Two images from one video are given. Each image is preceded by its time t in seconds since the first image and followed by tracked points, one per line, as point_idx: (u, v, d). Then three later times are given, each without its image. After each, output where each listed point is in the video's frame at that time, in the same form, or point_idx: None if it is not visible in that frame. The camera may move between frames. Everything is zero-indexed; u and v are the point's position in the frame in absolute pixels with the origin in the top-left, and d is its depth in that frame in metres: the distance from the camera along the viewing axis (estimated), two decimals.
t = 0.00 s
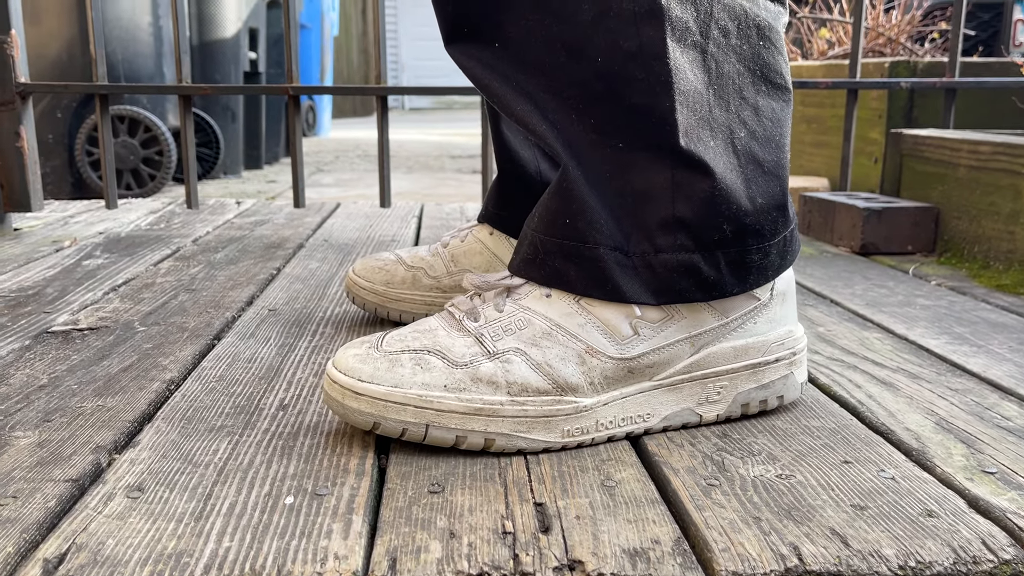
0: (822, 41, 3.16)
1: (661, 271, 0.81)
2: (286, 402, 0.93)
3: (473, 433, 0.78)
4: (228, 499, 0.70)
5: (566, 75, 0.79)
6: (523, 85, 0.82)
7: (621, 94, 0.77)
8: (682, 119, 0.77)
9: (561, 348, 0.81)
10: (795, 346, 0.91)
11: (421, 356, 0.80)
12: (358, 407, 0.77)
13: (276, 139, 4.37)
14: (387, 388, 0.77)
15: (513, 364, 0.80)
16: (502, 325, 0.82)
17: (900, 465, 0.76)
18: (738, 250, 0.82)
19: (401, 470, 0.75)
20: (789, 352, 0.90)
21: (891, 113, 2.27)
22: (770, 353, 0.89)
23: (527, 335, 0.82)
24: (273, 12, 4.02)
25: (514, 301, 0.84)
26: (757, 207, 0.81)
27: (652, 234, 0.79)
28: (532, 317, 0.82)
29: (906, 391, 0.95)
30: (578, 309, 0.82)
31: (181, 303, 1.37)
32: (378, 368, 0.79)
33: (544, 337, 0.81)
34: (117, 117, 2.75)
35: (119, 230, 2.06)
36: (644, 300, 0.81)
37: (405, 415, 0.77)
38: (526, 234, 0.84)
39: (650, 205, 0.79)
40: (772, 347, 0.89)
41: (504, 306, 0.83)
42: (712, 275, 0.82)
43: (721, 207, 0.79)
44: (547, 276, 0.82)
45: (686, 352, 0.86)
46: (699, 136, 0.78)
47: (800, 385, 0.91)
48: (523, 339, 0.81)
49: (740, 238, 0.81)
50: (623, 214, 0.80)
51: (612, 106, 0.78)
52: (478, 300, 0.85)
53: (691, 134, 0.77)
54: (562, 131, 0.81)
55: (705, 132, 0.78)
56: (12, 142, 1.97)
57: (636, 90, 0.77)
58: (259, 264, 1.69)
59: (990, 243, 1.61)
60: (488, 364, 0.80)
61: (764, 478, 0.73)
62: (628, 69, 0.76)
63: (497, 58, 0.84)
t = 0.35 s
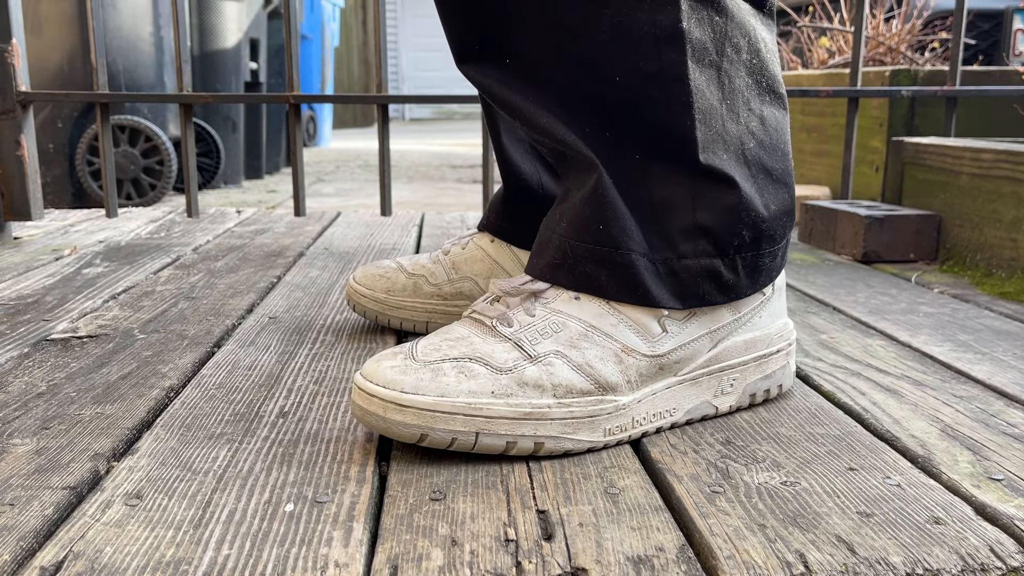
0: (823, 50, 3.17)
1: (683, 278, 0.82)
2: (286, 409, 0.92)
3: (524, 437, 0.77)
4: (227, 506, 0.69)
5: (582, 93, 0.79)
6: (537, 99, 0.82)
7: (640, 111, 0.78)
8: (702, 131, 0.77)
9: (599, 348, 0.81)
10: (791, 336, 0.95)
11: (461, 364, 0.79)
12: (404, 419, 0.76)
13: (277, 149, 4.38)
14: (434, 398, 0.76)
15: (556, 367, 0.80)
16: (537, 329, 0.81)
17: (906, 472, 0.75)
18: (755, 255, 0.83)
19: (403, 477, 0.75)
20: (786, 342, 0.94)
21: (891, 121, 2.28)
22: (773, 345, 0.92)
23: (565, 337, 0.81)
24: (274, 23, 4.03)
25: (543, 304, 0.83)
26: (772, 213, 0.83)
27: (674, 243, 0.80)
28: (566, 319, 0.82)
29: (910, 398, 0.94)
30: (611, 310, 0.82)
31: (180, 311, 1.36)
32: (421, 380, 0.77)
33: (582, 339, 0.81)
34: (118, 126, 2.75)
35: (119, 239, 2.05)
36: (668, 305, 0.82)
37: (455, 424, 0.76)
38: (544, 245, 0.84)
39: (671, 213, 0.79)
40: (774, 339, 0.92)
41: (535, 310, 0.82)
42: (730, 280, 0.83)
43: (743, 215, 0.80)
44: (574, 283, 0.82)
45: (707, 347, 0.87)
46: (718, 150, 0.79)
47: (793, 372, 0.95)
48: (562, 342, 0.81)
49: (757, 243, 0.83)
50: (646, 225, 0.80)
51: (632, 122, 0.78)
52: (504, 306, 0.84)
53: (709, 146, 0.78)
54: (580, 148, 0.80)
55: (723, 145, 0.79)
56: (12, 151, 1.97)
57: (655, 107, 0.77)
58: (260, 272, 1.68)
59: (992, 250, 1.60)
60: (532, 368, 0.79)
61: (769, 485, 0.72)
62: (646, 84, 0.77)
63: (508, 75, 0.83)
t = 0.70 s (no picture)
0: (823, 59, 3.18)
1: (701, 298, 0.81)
2: (285, 419, 0.91)
3: (524, 451, 0.77)
4: (225, 518, 0.69)
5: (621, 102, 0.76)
6: (568, 104, 0.78)
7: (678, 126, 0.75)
8: (739, 151, 0.76)
9: (602, 361, 0.81)
10: (796, 348, 0.94)
11: (462, 376, 0.79)
12: (404, 433, 0.75)
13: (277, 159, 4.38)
14: (434, 412, 0.75)
15: (558, 380, 0.79)
16: (540, 341, 0.81)
17: (910, 482, 0.74)
18: (773, 274, 0.83)
19: (402, 488, 0.74)
20: (791, 355, 0.93)
21: (892, 130, 2.27)
22: (778, 357, 0.91)
23: (567, 350, 0.81)
24: (274, 33, 4.04)
25: (546, 317, 0.82)
26: (792, 233, 0.82)
27: (699, 262, 0.79)
28: (569, 332, 0.81)
29: (913, 407, 0.94)
30: (615, 323, 0.81)
31: (179, 321, 1.36)
32: (421, 393, 0.77)
33: (584, 351, 0.81)
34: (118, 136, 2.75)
35: (119, 248, 2.05)
36: (686, 324, 0.82)
37: (455, 438, 0.75)
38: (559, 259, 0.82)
39: (698, 231, 0.78)
40: (777, 352, 0.92)
41: (538, 323, 0.82)
42: (748, 299, 0.83)
43: (767, 237, 0.79)
44: (591, 303, 0.81)
45: (711, 359, 0.86)
46: (750, 170, 0.78)
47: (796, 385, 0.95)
48: (564, 355, 0.81)
49: (777, 263, 0.82)
50: (671, 243, 0.78)
51: (668, 137, 0.76)
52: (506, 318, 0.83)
53: (743, 164, 0.77)
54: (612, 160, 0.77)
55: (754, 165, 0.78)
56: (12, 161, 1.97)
57: (695, 122, 0.75)
58: (259, 282, 1.68)
59: (994, 258, 1.60)
60: (534, 381, 0.79)
61: (771, 495, 0.72)
62: (691, 99, 0.74)
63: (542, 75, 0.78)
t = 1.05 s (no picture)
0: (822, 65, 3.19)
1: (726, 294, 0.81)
2: (286, 426, 0.91)
3: (533, 453, 0.77)
4: (225, 525, 0.68)
5: (647, 98, 0.76)
6: (594, 101, 0.78)
7: (704, 122, 0.75)
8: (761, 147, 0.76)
9: (611, 364, 0.81)
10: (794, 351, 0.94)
11: (472, 375, 0.78)
12: (413, 432, 0.75)
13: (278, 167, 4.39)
14: (443, 411, 0.75)
15: (568, 382, 0.79)
16: (550, 341, 0.81)
17: (913, 487, 0.74)
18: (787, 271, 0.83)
19: (403, 494, 0.74)
20: (790, 358, 0.93)
21: (892, 136, 2.28)
22: (778, 360, 0.91)
23: (577, 351, 0.81)
24: (275, 42, 4.05)
25: (556, 316, 0.82)
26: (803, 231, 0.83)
27: (722, 258, 0.79)
28: (579, 333, 0.81)
29: (915, 412, 0.93)
30: (623, 325, 0.81)
31: (180, 328, 1.36)
32: (430, 392, 0.76)
33: (593, 353, 0.81)
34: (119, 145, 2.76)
35: (120, 256, 2.05)
36: (711, 323, 0.81)
37: (465, 438, 0.75)
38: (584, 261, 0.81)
39: (720, 227, 0.78)
40: (777, 355, 0.91)
41: (547, 323, 0.82)
42: (767, 296, 0.83)
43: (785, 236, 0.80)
44: (622, 301, 0.80)
45: (715, 364, 0.86)
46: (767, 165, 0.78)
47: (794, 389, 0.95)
48: (574, 356, 0.80)
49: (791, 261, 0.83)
50: (697, 238, 0.78)
51: (693, 133, 0.75)
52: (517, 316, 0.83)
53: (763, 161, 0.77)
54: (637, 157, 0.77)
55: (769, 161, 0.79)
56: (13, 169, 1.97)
57: (721, 118, 0.75)
58: (260, 289, 1.68)
59: (995, 262, 1.60)
60: (543, 382, 0.78)
61: (774, 501, 0.72)
62: (718, 96, 0.74)
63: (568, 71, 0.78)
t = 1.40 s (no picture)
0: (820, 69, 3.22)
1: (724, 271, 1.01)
2: (283, 430, 0.91)
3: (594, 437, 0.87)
4: (221, 528, 0.69)
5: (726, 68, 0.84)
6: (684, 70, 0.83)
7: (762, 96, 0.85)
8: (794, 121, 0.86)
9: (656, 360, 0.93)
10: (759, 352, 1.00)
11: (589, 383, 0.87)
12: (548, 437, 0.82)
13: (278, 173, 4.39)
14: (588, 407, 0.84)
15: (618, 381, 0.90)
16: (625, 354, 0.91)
17: (908, 488, 0.74)
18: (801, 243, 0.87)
19: (398, 498, 0.74)
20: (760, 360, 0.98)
21: (891, 140, 2.29)
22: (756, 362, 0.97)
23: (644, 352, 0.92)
24: (275, 49, 4.07)
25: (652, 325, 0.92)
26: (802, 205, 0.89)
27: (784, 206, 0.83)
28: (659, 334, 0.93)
29: (911, 414, 0.94)
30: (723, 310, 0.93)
31: (178, 334, 1.36)
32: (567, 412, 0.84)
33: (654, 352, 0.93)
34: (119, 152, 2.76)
35: (120, 262, 2.05)
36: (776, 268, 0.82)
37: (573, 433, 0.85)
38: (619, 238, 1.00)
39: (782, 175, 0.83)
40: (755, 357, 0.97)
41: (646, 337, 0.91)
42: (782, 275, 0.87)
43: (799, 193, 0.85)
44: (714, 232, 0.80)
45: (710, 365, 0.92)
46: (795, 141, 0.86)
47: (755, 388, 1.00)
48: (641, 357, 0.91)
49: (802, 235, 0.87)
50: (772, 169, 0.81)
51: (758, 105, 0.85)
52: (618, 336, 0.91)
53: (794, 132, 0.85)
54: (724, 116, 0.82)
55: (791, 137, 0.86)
56: (13, 175, 1.97)
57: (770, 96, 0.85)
58: (259, 294, 1.68)
59: (993, 265, 1.60)
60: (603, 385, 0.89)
61: (769, 503, 0.72)
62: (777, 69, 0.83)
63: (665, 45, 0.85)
